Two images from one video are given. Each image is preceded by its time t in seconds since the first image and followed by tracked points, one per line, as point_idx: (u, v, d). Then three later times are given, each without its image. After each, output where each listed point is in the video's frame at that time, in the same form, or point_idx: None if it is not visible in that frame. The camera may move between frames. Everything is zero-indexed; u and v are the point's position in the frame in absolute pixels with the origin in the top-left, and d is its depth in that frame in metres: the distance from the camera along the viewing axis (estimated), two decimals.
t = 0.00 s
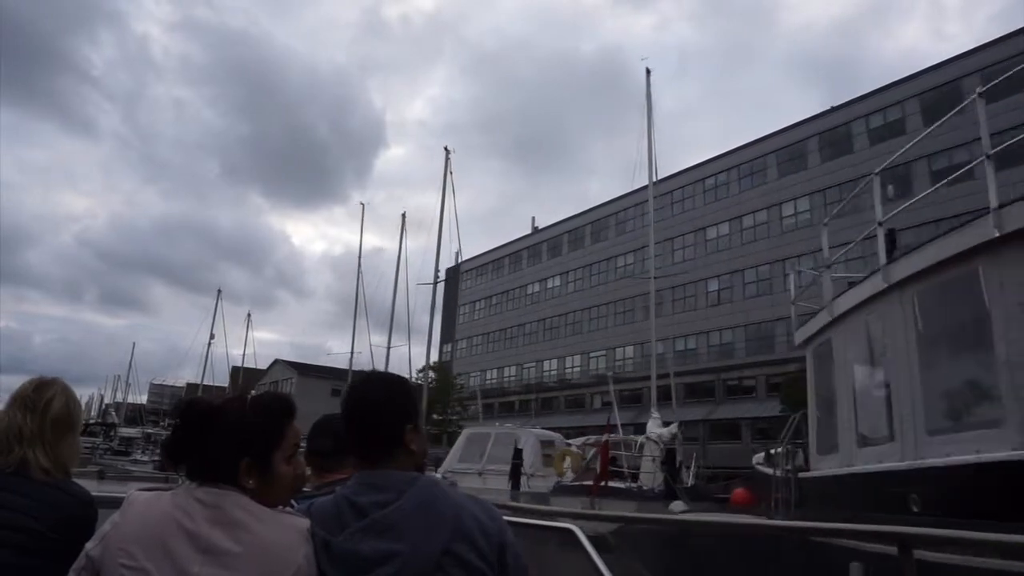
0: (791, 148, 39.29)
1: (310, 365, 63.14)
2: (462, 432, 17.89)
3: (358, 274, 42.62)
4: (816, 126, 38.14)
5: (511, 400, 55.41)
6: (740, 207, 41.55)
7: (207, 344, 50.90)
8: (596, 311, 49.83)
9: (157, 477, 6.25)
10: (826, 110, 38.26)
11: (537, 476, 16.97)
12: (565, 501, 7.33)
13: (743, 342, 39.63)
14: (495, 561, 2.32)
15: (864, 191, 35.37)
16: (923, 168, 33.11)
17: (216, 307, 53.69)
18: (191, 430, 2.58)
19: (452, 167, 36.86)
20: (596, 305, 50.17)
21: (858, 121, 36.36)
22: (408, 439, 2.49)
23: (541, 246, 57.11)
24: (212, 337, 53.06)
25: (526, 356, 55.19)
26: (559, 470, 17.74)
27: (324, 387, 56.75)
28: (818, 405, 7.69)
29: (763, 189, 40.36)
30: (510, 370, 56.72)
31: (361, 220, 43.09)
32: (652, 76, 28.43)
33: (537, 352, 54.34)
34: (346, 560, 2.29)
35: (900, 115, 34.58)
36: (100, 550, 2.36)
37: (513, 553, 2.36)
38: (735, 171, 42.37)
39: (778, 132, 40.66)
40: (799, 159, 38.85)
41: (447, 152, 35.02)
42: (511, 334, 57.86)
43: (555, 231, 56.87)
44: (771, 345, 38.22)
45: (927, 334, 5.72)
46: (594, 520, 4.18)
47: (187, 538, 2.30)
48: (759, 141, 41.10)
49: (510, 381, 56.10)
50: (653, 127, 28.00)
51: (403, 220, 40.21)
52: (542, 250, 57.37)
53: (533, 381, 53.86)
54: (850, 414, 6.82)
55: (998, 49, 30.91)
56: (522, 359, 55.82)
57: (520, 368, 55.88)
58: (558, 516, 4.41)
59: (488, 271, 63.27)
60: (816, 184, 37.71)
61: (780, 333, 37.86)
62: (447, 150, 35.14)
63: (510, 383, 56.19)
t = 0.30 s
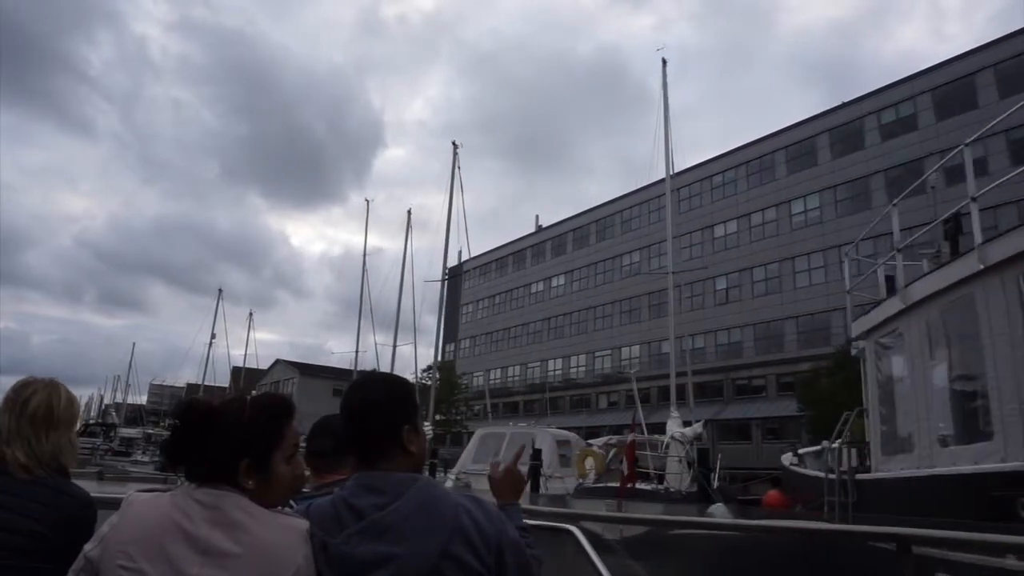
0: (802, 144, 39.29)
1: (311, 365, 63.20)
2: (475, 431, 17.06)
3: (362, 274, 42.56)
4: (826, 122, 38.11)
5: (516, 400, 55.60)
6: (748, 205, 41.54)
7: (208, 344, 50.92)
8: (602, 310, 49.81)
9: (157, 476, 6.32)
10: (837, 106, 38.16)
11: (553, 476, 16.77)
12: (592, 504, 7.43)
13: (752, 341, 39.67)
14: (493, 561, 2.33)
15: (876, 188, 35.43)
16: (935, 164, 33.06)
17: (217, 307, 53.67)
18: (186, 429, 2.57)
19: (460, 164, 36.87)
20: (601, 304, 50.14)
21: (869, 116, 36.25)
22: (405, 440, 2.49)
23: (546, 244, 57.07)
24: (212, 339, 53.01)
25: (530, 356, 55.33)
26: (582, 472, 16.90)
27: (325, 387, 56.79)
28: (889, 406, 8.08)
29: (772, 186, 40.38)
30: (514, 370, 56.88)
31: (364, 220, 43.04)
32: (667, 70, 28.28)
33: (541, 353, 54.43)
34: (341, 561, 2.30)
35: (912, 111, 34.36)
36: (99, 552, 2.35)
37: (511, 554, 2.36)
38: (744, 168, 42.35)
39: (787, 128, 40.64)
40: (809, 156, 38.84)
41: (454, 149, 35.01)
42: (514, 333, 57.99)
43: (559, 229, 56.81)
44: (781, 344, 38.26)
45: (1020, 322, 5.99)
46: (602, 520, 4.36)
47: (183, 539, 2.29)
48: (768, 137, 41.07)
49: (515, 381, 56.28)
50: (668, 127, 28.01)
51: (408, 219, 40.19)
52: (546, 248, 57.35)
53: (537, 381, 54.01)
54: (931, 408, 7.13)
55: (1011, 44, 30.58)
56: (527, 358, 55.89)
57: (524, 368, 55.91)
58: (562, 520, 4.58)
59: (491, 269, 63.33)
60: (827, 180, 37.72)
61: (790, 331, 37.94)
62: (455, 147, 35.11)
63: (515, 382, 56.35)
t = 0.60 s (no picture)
0: (810, 140, 39.38)
1: (311, 364, 63.12)
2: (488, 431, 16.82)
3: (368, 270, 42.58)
4: (835, 118, 38.14)
5: (520, 400, 55.70)
6: (755, 202, 41.52)
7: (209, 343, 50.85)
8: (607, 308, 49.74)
9: (156, 477, 6.31)
10: (846, 102, 38.24)
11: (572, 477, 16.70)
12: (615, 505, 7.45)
13: (760, 340, 39.58)
14: (491, 559, 2.33)
15: (886, 184, 35.51)
16: (947, 160, 33.20)
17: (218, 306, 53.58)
18: (182, 430, 2.55)
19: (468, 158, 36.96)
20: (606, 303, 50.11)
21: (879, 113, 36.35)
22: (404, 440, 2.50)
23: (550, 243, 57.11)
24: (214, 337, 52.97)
25: (534, 355, 55.36)
26: (605, 472, 17.24)
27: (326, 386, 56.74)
28: (963, 407, 9.09)
29: (780, 182, 40.36)
30: (518, 369, 56.91)
31: (368, 216, 43.09)
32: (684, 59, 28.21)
33: (545, 352, 54.44)
34: (341, 563, 2.29)
35: (923, 106, 34.55)
36: (97, 553, 2.35)
37: (510, 553, 2.36)
38: (751, 165, 42.38)
39: (795, 125, 40.70)
40: (818, 153, 38.91)
41: (463, 142, 35.09)
42: (518, 332, 58.04)
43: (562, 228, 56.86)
44: (790, 343, 38.13)
45: None
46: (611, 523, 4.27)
47: (181, 540, 2.28)
48: (775, 133, 41.14)
49: (518, 380, 56.30)
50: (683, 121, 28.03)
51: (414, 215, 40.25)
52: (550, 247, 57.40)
53: (540, 381, 54.05)
54: (1007, 400, 8.09)
55: None
56: (530, 357, 55.90)
57: (528, 367, 55.87)
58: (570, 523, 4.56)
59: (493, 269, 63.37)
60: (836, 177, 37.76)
61: (798, 330, 37.87)
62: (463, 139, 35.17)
63: (518, 382, 56.38)
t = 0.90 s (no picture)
0: (813, 139, 39.45)
1: (304, 362, 62.96)
2: (499, 427, 16.92)
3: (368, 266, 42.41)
4: (839, 117, 38.17)
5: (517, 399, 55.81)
6: (758, 201, 41.59)
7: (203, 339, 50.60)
8: (607, 307, 49.73)
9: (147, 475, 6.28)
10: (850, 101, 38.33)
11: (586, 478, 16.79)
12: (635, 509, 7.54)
13: (761, 340, 39.65)
14: (481, 558, 2.33)
15: (890, 185, 35.60)
16: (953, 160, 33.32)
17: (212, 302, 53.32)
18: (170, 430, 2.53)
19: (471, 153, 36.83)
20: (605, 302, 50.11)
21: (884, 112, 36.44)
22: (395, 439, 2.50)
23: (548, 241, 57.14)
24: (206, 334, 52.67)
25: (532, 354, 55.41)
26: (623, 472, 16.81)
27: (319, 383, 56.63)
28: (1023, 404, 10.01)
29: (782, 182, 40.41)
30: (515, 368, 56.98)
31: (367, 214, 42.86)
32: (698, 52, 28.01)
33: (542, 351, 54.48)
34: (331, 564, 2.29)
35: (929, 106, 34.68)
36: (85, 552, 2.34)
37: (499, 552, 2.36)
38: (753, 163, 42.42)
39: (797, 124, 40.78)
40: (821, 152, 38.97)
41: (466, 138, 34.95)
42: (515, 331, 58.11)
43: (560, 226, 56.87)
44: (792, 344, 38.14)
45: None
46: (626, 527, 4.07)
47: (170, 541, 2.27)
48: (778, 132, 41.19)
49: (516, 379, 56.37)
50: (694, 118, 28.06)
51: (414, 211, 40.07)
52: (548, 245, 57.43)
53: (538, 380, 54.13)
54: None
55: None
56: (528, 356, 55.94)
57: (525, 366, 55.88)
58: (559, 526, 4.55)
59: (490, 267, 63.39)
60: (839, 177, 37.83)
61: (800, 330, 37.93)
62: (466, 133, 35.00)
63: (515, 381, 56.48)
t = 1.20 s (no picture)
0: (810, 135, 39.66)
1: (291, 359, 62.64)
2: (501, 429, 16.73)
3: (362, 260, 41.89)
4: (837, 113, 38.36)
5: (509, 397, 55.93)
6: (755, 197, 41.74)
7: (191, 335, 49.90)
8: (601, 305, 49.73)
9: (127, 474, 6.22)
10: (848, 98, 38.50)
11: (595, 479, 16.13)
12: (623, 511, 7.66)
13: (757, 337, 39.82)
14: (468, 558, 2.31)
15: (889, 182, 35.79)
16: (952, 157, 33.54)
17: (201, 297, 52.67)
18: (149, 430, 2.47)
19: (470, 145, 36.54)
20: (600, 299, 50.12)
21: (882, 109, 36.66)
22: (383, 439, 2.49)
23: (541, 238, 57.20)
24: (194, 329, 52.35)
25: (525, 351, 55.44)
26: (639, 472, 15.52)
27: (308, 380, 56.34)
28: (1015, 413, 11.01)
29: (779, 178, 40.57)
30: (508, 366, 57.00)
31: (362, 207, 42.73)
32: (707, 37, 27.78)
33: (535, 349, 54.51)
34: (316, 564, 2.27)
35: (927, 102, 34.92)
36: (65, 553, 2.30)
37: (487, 550, 2.35)
38: (751, 159, 42.60)
39: (793, 121, 41.02)
40: (818, 148, 39.16)
41: (465, 129, 34.92)
42: (508, 328, 58.17)
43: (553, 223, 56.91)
44: (789, 341, 38.27)
45: None
46: (638, 528, 3.91)
47: (153, 541, 2.23)
48: (775, 128, 41.36)
49: (508, 376, 56.35)
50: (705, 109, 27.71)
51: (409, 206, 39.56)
52: (541, 242, 57.47)
53: (530, 378, 54.19)
54: None
55: None
56: (520, 354, 55.98)
57: (518, 363, 55.86)
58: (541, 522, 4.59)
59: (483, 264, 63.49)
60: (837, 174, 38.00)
61: (797, 328, 38.00)
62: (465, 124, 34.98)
63: (507, 379, 56.45)
